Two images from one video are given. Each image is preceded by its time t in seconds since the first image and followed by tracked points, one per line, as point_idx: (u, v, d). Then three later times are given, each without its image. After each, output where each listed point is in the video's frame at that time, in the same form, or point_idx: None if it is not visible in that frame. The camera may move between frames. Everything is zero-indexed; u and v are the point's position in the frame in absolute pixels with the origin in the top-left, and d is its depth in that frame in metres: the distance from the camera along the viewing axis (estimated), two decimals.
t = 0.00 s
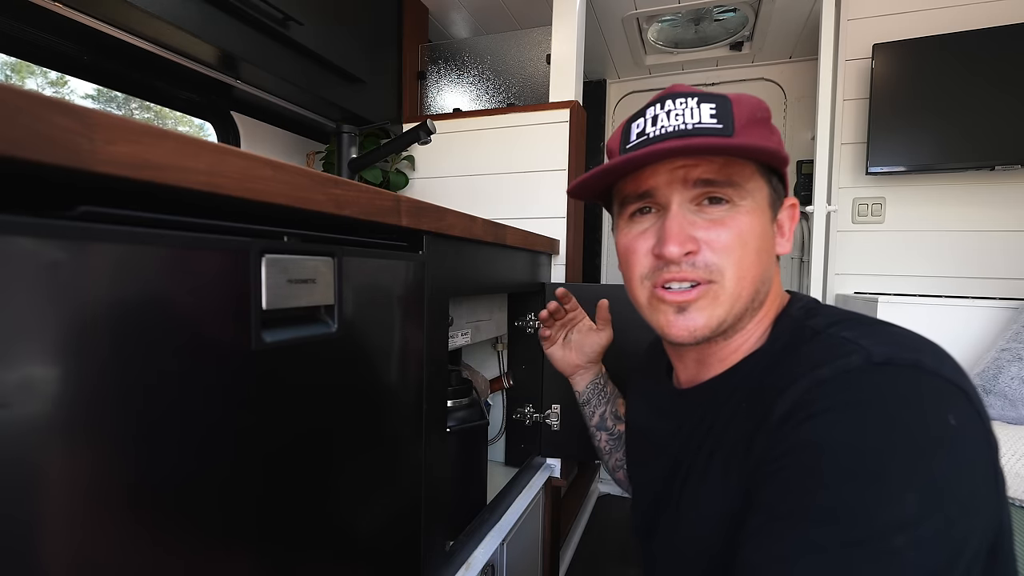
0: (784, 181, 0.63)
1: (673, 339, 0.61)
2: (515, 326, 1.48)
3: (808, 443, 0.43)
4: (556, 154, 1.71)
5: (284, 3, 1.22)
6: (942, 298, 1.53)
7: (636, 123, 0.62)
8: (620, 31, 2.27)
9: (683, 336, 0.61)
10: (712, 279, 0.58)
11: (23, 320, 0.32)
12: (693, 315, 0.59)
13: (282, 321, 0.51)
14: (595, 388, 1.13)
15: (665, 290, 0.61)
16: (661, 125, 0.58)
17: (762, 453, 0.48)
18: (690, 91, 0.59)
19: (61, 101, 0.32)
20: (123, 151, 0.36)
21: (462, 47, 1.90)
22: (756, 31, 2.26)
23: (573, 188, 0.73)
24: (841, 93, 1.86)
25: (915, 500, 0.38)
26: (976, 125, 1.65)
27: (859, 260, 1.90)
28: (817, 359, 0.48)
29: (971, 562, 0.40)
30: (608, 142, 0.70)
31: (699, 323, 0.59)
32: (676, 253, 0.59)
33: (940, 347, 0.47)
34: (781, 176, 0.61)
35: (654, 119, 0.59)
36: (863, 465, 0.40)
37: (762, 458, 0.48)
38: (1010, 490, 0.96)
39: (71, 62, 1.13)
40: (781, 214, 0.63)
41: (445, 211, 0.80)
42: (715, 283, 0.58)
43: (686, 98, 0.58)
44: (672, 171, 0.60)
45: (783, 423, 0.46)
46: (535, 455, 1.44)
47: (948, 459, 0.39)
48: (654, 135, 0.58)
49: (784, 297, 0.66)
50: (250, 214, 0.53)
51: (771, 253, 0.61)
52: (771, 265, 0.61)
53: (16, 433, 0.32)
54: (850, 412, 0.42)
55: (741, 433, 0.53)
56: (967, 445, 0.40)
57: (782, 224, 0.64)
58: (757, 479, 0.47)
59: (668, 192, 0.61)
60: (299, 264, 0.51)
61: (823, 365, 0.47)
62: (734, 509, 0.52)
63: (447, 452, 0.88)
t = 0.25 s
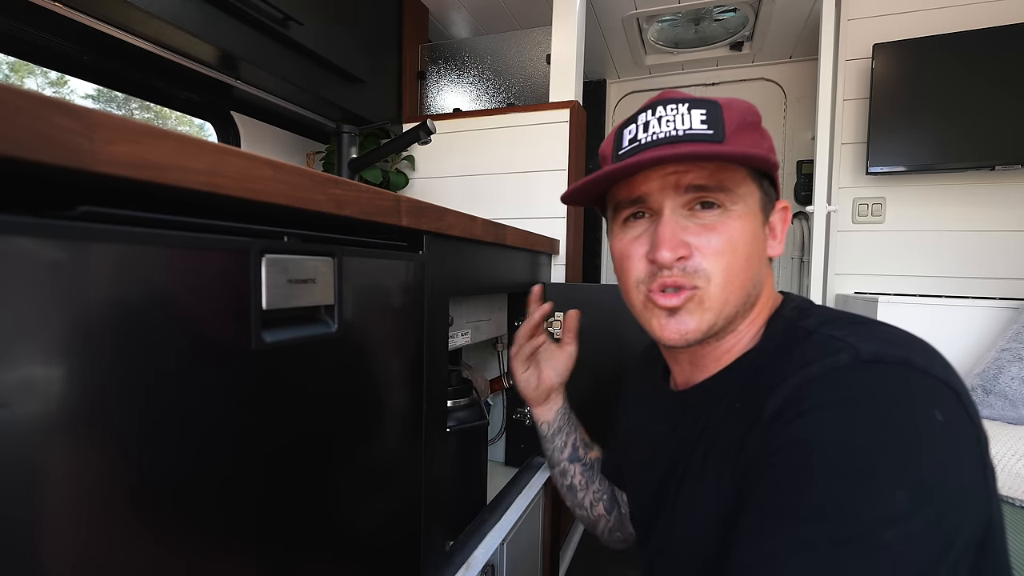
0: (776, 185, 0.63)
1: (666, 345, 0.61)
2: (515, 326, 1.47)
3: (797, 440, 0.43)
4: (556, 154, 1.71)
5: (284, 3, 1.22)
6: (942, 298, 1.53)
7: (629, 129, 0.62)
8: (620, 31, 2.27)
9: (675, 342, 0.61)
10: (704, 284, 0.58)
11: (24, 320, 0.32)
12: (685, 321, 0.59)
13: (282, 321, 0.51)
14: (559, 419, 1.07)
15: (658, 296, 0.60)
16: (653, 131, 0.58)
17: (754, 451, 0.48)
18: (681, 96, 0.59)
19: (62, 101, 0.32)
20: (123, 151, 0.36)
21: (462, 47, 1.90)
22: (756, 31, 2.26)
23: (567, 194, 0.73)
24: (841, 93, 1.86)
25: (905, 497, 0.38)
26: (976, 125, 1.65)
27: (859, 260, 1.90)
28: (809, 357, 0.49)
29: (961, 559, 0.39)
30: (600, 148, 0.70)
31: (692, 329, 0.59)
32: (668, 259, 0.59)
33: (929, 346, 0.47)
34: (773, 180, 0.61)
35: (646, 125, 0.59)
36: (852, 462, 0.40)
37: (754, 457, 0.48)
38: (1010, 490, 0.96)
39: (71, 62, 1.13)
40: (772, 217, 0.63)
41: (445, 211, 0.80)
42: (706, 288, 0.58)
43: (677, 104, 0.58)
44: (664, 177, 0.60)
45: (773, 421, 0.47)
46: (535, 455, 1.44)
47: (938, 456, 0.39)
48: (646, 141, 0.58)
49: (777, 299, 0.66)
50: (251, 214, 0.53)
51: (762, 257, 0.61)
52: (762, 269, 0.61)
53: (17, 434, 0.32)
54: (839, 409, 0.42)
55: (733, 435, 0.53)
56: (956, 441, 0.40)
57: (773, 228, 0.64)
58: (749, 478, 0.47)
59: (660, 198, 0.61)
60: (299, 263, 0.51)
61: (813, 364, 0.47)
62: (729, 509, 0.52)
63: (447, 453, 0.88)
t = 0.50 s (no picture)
0: (771, 188, 0.63)
1: (658, 345, 0.61)
2: (515, 326, 1.47)
3: (791, 441, 0.43)
4: (556, 154, 1.71)
5: (284, 3, 1.22)
6: (941, 298, 1.53)
7: (623, 130, 0.62)
8: (620, 31, 2.27)
9: (666, 344, 0.60)
10: (696, 286, 0.58)
11: (24, 320, 0.32)
12: (677, 322, 0.59)
13: (282, 321, 0.51)
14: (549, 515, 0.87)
15: (650, 297, 0.61)
16: (647, 132, 0.58)
17: (751, 453, 0.47)
18: (676, 98, 0.59)
19: (61, 101, 0.32)
20: (123, 151, 0.36)
21: (462, 47, 1.90)
22: (756, 31, 2.26)
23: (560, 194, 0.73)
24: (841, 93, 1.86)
25: (898, 496, 0.38)
26: (976, 125, 1.65)
27: (859, 260, 1.90)
28: (804, 358, 0.49)
29: (958, 560, 0.40)
30: (595, 148, 0.70)
31: (685, 329, 0.59)
32: (660, 260, 0.59)
33: (921, 345, 0.47)
34: (767, 184, 0.61)
35: (640, 126, 0.59)
36: (845, 462, 0.40)
37: (751, 459, 0.47)
38: (1010, 490, 0.96)
39: (71, 62, 1.13)
40: (766, 221, 0.63)
41: (445, 211, 0.80)
42: (698, 290, 0.58)
43: (672, 106, 0.58)
44: (656, 178, 0.60)
45: (771, 422, 0.46)
46: (535, 455, 1.45)
47: (932, 453, 0.39)
48: (640, 142, 0.58)
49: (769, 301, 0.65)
50: (250, 214, 0.53)
51: (755, 260, 0.61)
52: (757, 272, 0.61)
53: (18, 433, 0.32)
54: (833, 410, 0.42)
55: (728, 438, 0.53)
56: (950, 440, 0.40)
57: (767, 231, 0.64)
58: (746, 477, 0.47)
59: (653, 200, 0.61)
60: (299, 263, 0.51)
61: (809, 364, 0.47)
62: (725, 511, 0.52)
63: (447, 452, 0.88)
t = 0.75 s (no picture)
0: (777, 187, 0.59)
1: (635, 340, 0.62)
2: (515, 326, 1.47)
3: (800, 446, 0.43)
4: (556, 154, 1.71)
5: (284, 3, 1.22)
6: (942, 298, 1.53)
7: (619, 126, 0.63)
8: (620, 31, 2.28)
9: (640, 337, 0.61)
10: (663, 282, 0.58)
11: (23, 320, 0.32)
12: (647, 316, 0.59)
13: (282, 321, 0.51)
14: (547, 527, 0.83)
15: (623, 291, 0.61)
16: (633, 129, 0.59)
17: (756, 455, 0.48)
18: (671, 95, 0.59)
19: (61, 101, 0.32)
20: (123, 151, 0.36)
21: (462, 47, 1.90)
22: (756, 31, 2.26)
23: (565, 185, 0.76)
24: (841, 93, 1.86)
25: (911, 502, 0.39)
26: (976, 125, 1.65)
27: (859, 260, 1.90)
28: (810, 363, 0.48)
29: (970, 567, 0.40)
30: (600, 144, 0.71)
31: (654, 324, 0.59)
32: (629, 255, 0.59)
33: (930, 347, 0.47)
34: (764, 182, 0.57)
35: (631, 123, 0.60)
36: (856, 467, 0.40)
37: (756, 461, 0.48)
38: (1010, 490, 0.96)
39: (71, 62, 1.13)
40: (771, 220, 0.60)
41: (445, 211, 0.80)
42: (665, 286, 0.58)
43: (661, 103, 0.58)
44: (633, 174, 0.60)
45: (776, 428, 0.47)
46: (535, 455, 1.45)
47: (945, 461, 0.39)
48: (624, 139, 0.59)
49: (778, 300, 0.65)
50: (250, 214, 0.53)
51: (741, 259, 0.58)
52: (744, 272, 0.59)
53: (16, 433, 0.32)
54: (843, 415, 0.42)
55: (734, 440, 0.53)
56: (961, 445, 0.40)
57: (769, 232, 0.60)
58: (751, 481, 0.48)
59: (631, 195, 0.62)
60: (299, 264, 0.51)
61: (816, 368, 0.47)
62: (731, 513, 0.52)
63: (447, 453, 0.88)
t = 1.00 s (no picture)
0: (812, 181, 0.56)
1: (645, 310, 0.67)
2: (515, 326, 1.47)
3: (829, 451, 0.43)
4: (556, 154, 1.71)
5: (284, 3, 1.22)
6: (942, 298, 1.53)
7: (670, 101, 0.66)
8: (620, 31, 2.27)
9: (642, 305, 0.66)
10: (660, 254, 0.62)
11: (23, 319, 0.32)
12: (644, 285, 0.64)
13: (282, 321, 0.51)
14: (541, 519, 0.84)
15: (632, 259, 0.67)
16: (671, 105, 0.62)
17: (777, 457, 0.48)
18: (719, 76, 0.60)
19: (61, 101, 0.32)
20: (123, 151, 0.36)
21: (462, 47, 1.90)
22: (756, 31, 2.26)
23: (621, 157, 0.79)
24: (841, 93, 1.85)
25: (935, 517, 0.39)
26: (976, 125, 1.65)
27: (859, 260, 1.90)
28: (842, 364, 0.48)
29: None
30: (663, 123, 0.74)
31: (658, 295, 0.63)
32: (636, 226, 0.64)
33: (961, 359, 0.48)
34: (785, 172, 0.55)
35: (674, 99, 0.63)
36: (887, 477, 0.40)
37: (776, 463, 0.48)
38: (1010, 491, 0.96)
39: (71, 62, 1.13)
40: (800, 214, 0.57)
41: (445, 211, 0.80)
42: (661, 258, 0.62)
43: (703, 83, 0.60)
44: (658, 150, 0.64)
45: (799, 432, 0.47)
46: (535, 455, 1.45)
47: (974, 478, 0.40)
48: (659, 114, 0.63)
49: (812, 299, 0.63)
50: (251, 214, 0.53)
51: (747, 245, 0.58)
52: (750, 259, 0.58)
53: (16, 433, 0.32)
54: (876, 424, 0.42)
55: (755, 436, 0.53)
56: (992, 461, 0.41)
57: (792, 226, 0.58)
58: (770, 481, 0.48)
59: (654, 171, 0.65)
60: (300, 263, 0.51)
61: (846, 374, 0.47)
62: (745, 513, 0.52)
63: (447, 452, 0.88)
